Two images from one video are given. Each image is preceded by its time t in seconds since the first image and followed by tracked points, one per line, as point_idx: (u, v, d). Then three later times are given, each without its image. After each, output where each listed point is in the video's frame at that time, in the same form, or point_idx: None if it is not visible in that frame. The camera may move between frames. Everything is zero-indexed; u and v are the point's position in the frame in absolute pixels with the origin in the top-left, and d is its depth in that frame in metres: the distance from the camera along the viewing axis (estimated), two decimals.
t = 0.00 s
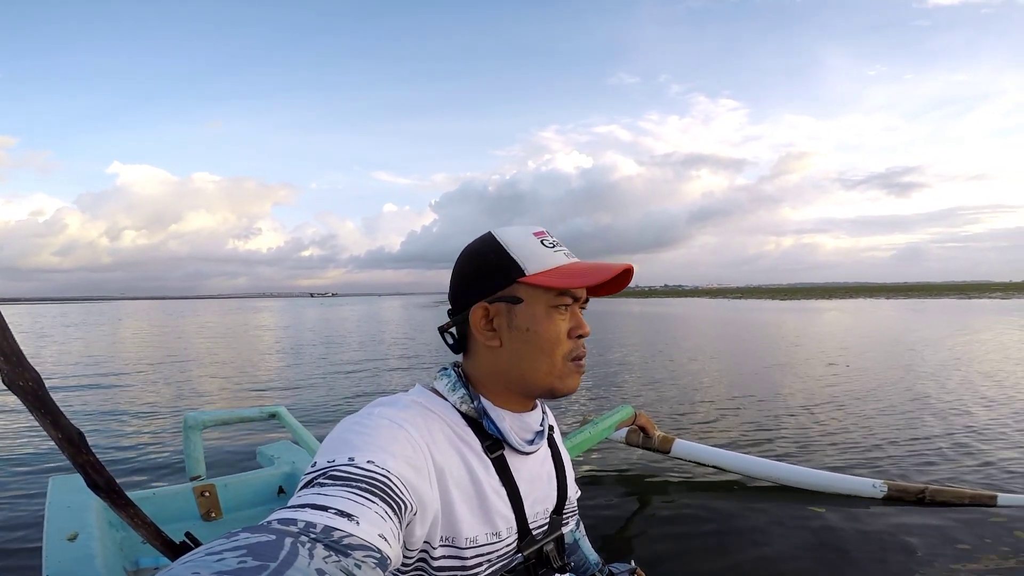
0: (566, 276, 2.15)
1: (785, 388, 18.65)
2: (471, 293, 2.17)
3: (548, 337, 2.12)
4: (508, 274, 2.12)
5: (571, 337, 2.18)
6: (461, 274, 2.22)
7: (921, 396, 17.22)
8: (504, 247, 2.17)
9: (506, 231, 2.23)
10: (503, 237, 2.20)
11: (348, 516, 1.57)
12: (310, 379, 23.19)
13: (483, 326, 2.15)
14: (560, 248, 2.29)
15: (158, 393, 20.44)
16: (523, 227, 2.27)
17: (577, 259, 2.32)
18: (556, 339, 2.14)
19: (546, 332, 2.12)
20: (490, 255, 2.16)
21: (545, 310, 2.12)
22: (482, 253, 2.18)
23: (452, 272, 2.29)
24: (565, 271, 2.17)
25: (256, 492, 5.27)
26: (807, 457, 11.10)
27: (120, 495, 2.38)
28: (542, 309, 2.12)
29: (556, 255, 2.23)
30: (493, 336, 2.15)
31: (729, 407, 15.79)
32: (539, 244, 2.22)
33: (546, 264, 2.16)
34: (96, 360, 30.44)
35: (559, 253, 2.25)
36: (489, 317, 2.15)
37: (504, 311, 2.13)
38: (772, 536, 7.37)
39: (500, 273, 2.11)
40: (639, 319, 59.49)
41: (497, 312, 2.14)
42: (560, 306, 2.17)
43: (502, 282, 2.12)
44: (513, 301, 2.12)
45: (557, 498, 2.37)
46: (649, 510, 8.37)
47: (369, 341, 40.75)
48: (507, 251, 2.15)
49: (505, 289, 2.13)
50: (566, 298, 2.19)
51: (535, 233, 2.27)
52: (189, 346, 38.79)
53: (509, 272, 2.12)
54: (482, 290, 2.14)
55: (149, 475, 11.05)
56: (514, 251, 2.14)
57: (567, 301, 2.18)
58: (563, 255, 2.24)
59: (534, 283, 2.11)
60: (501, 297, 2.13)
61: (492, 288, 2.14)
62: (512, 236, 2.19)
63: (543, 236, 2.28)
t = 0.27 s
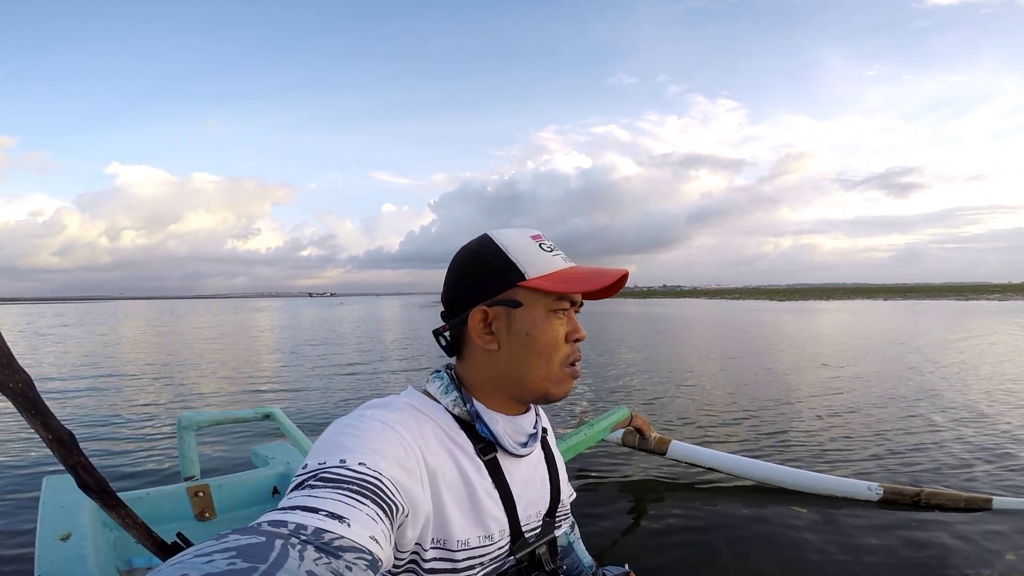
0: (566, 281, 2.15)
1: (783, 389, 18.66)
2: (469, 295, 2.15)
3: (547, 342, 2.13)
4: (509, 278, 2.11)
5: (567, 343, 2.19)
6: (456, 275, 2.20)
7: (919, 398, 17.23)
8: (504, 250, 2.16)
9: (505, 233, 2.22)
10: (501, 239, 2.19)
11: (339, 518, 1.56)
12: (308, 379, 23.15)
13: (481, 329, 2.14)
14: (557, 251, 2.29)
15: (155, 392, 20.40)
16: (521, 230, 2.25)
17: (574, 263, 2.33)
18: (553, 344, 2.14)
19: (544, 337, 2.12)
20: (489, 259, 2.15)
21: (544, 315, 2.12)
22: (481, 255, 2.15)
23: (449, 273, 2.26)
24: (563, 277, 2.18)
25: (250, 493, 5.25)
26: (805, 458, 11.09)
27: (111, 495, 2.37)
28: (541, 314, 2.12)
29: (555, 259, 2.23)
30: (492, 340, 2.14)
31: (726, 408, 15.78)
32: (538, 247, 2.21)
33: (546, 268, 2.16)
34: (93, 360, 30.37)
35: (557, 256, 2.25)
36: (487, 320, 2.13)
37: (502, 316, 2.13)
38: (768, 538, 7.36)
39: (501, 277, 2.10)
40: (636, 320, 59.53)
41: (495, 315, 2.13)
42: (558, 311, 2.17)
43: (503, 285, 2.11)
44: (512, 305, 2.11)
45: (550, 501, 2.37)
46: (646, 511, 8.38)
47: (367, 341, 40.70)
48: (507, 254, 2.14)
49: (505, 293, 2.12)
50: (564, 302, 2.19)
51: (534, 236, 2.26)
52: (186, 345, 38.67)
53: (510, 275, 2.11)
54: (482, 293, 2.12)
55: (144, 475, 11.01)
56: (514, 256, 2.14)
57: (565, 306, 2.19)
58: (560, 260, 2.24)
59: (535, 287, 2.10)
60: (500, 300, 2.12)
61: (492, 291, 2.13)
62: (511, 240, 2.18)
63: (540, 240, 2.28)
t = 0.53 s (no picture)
0: (559, 280, 2.14)
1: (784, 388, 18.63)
2: (464, 295, 2.17)
3: (540, 342, 2.12)
4: (502, 277, 2.11)
5: (562, 343, 2.18)
6: (454, 274, 2.22)
7: (920, 396, 17.20)
8: (499, 249, 2.16)
9: (501, 232, 2.23)
10: (497, 239, 2.19)
11: (339, 515, 1.57)
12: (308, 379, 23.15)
13: (475, 328, 2.15)
14: (555, 250, 2.29)
15: (154, 393, 20.39)
16: (518, 229, 2.25)
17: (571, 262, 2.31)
18: (547, 345, 2.14)
19: (537, 337, 2.12)
20: (484, 258, 2.16)
21: (537, 315, 2.12)
22: (477, 254, 2.16)
23: (447, 272, 2.28)
24: (557, 277, 2.17)
25: (249, 492, 5.25)
26: (805, 457, 11.08)
27: (109, 494, 2.37)
28: (534, 314, 2.12)
29: (550, 258, 2.22)
30: (485, 340, 2.15)
31: (727, 407, 15.77)
32: (533, 247, 2.21)
33: (540, 268, 2.15)
34: (93, 361, 30.35)
35: (553, 256, 2.24)
36: (480, 319, 2.14)
37: (495, 315, 2.13)
38: (767, 536, 7.37)
39: (494, 276, 2.10)
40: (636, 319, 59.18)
41: (489, 314, 2.14)
42: (553, 311, 2.16)
43: (496, 285, 2.11)
44: (505, 305, 2.11)
45: (549, 500, 2.37)
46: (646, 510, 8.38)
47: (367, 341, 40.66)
48: (501, 254, 2.15)
49: (498, 292, 2.12)
50: (559, 302, 2.18)
51: (530, 235, 2.25)
52: (186, 346, 38.62)
53: (504, 275, 2.11)
54: (476, 292, 2.13)
55: (144, 475, 11.00)
56: (507, 255, 2.14)
57: (560, 305, 2.18)
58: (556, 259, 2.23)
59: (528, 287, 2.10)
60: (493, 300, 2.12)
61: (486, 290, 2.14)
62: (507, 239, 2.18)
63: (537, 238, 2.27)
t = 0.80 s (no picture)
0: (551, 277, 2.11)
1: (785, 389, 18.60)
2: (461, 293, 2.19)
3: (533, 341, 2.10)
4: (494, 275, 2.12)
5: (557, 341, 2.14)
6: (453, 275, 2.26)
7: (921, 398, 17.15)
8: (494, 246, 2.17)
9: (498, 229, 2.24)
10: (494, 237, 2.20)
11: (338, 517, 1.56)
12: (309, 380, 23.14)
13: (470, 326, 2.17)
14: (553, 247, 2.26)
15: (154, 394, 20.38)
16: (516, 226, 2.25)
17: (570, 259, 2.28)
18: (541, 343, 2.11)
19: (529, 335, 2.10)
20: (480, 257, 2.18)
21: (529, 313, 2.10)
22: (473, 254, 2.19)
23: (448, 272, 2.31)
24: (552, 274, 2.14)
25: (250, 492, 5.25)
26: (806, 458, 11.05)
27: (110, 494, 2.36)
28: (526, 312, 2.10)
29: (546, 255, 2.19)
30: (480, 337, 2.16)
31: (728, 408, 15.74)
32: (528, 244, 2.19)
33: (534, 265, 2.13)
34: (93, 361, 30.34)
35: (550, 253, 2.21)
36: (475, 317, 2.16)
37: (489, 313, 2.14)
38: (768, 537, 7.35)
39: (487, 275, 2.11)
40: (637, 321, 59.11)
41: (483, 312, 2.15)
42: (547, 309, 2.14)
43: (489, 284, 2.12)
44: (498, 302, 2.11)
45: (551, 500, 2.36)
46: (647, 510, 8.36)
47: (368, 342, 40.64)
48: (496, 251, 2.15)
49: (492, 290, 2.13)
50: (554, 301, 2.15)
51: (528, 232, 2.24)
52: (187, 347, 38.60)
53: (497, 273, 2.12)
54: (470, 291, 2.16)
55: (144, 476, 10.99)
56: (501, 253, 2.14)
57: (555, 304, 2.15)
58: (552, 256, 2.20)
59: (519, 285, 2.09)
60: (487, 298, 2.13)
61: (480, 289, 2.15)
62: (503, 237, 2.19)
63: (535, 236, 2.25)
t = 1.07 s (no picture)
0: (543, 280, 2.10)
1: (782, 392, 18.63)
2: (459, 295, 2.23)
3: (526, 343, 2.11)
4: (489, 278, 2.14)
5: (552, 343, 2.13)
6: (455, 276, 2.30)
7: (918, 402, 17.20)
8: (490, 247, 2.19)
9: (496, 230, 2.25)
10: (491, 238, 2.21)
11: (344, 517, 1.56)
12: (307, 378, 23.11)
13: (467, 328, 2.20)
14: (551, 246, 2.24)
15: (151, 391, 20.34)
16: (514, 226, 2.25)
17: (569, 259, 2.25)
18: (535, 345, 2.11)
19: (523, 338, 2.10)
20: (477, 258, 2.20)
21: (521, 316, 2.10)
22: (470, 255, 2.22)
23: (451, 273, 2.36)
24: (545, 276, 2.12)
25: (249, 491, 5.24)
26: (804, 460, 11.07)
27: (114, 493, 2.36)
28: (518, 315, 2.10)
29: (542, 255, 2.18)
30: (477, 338, 2.20)
31: (725, 410, 15.76)
32: (524, 244, 2.18)
33: (528, 266, 2.13)
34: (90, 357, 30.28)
35: (546, 253, 2.19)
36: (472, 319, 2.19)
37: (485, 315, 2.16)
38: (766, 540, 7.35)
39: (481, 278, 2.14)
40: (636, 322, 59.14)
41: (480, 314, 2.18)
42: (542, 311, 2.13)
43: (483, 286, 2.15)
44: (493, 304, 2.14)
45: (557, 498, 2.36)
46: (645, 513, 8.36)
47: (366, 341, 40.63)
48: (491, 253, 2.17)
49: (487, 292, 2.15)
50: (550, 302, 2.13)
51: (525, 232, 2.23)
52: (185, 343, 38.52)
53: (490, 276, 2.14)
54: (467, 293, 2.19)
55: (140, 473, 10.96)
56: (496, 254, 2.15)
57: (550, 306, 2.13)
58: (548, 256, 2.18)
59: (511, 288, 2.09)
60: (483, 300, 2.16)
61: (476, 291, 2.18)
62: (499, 238, 2.19)
63: (533, 234, 2.24)
